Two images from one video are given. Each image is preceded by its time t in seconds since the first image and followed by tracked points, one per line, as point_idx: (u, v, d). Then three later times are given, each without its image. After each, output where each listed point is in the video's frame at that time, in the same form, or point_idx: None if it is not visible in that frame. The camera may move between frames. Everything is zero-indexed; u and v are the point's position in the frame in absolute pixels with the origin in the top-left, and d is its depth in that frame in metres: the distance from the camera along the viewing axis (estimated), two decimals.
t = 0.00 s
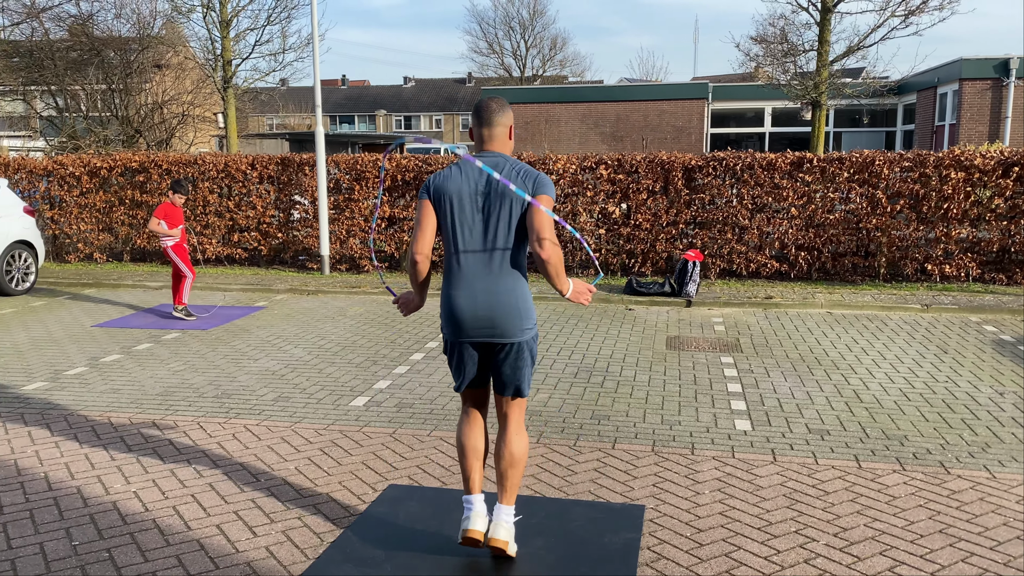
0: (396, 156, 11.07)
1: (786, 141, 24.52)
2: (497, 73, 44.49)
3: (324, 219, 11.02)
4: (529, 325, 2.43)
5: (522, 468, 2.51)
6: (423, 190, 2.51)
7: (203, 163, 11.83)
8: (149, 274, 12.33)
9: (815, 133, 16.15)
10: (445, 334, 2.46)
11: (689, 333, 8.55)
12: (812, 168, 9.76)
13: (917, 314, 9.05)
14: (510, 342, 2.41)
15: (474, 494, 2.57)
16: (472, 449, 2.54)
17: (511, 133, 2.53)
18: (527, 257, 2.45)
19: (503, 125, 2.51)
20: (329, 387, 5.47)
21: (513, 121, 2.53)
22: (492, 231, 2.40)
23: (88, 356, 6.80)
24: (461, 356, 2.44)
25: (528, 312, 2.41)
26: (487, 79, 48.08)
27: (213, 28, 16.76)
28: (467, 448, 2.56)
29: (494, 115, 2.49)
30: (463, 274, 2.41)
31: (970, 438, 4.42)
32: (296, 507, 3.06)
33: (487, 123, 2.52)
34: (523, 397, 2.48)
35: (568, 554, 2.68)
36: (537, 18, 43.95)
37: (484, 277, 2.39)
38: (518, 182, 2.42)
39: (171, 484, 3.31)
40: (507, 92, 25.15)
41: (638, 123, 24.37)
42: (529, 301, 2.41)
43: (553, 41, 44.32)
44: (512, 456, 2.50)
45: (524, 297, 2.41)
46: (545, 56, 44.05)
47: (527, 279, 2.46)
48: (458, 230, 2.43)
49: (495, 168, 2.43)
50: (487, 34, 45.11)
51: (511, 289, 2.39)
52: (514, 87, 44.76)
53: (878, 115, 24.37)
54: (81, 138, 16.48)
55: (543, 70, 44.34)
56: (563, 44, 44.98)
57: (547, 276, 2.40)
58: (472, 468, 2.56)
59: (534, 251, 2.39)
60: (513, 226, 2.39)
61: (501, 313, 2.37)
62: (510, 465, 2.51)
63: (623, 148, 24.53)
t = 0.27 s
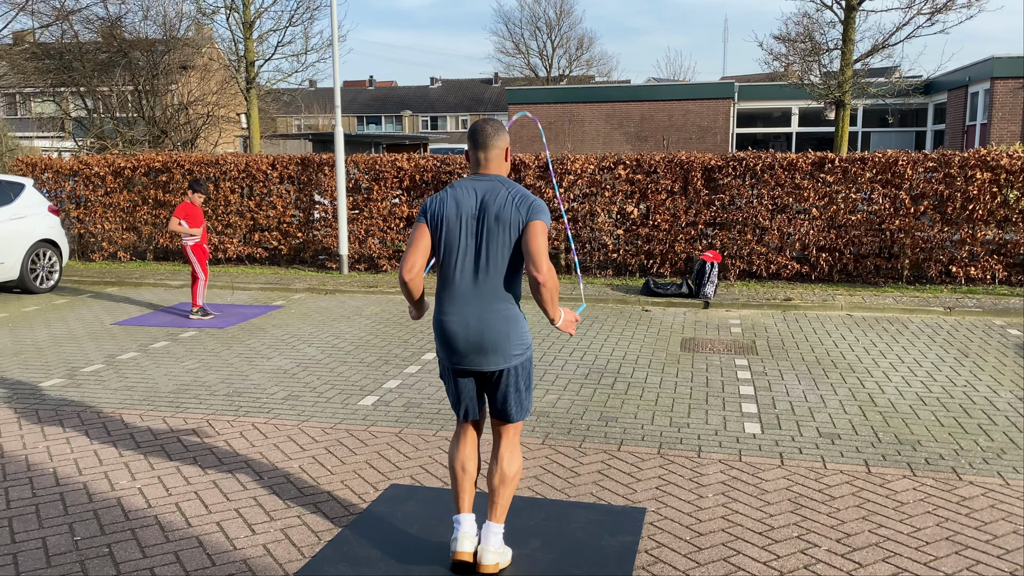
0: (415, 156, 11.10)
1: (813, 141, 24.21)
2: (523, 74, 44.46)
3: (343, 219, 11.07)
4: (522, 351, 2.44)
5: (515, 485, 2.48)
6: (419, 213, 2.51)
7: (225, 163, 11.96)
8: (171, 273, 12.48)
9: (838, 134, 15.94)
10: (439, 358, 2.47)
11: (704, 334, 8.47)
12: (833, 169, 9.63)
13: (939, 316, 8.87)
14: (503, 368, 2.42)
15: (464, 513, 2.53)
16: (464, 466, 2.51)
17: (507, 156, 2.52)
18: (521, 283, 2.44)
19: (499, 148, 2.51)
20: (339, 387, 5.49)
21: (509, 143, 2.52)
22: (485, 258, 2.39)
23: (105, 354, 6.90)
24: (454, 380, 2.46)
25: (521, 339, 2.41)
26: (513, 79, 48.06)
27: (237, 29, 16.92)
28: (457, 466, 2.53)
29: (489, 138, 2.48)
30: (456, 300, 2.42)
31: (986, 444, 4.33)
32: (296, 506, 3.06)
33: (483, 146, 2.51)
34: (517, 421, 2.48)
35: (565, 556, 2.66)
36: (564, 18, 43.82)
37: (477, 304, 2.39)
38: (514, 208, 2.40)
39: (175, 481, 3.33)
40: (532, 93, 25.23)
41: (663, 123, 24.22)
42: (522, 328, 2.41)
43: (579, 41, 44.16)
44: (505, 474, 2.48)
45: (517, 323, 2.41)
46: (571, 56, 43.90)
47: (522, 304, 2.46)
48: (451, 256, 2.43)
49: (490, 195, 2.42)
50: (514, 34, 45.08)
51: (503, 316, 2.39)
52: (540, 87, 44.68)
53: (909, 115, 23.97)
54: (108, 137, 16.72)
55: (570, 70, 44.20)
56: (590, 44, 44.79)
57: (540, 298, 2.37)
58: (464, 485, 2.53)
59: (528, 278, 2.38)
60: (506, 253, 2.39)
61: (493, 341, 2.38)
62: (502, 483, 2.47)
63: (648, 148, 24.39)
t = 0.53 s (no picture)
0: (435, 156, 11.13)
1: (843, 140, 23.86)
2: (551, 73, 44.41)
3: (363, 218, 11.11)
4: (513, 314, 2.44)
5: (507, 458, 2.50)
6: (414, 173, 2.51)
7: (247, 163, 12.09)
8: (194, 271, 12.64)
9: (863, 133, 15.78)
10: (431, 319, 2.48)
11: (721, 335, 8.39)
12: (856, 168, 9.49)
13: (964, 318, 8.69)
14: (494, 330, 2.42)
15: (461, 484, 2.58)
16: (456, 439, 2.55)
17: (504, 119, 2.50)
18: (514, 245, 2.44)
19: (494, 112, 2.50)
20: (350, 384, 5.52)
21: (506, 108, 2.51)
22: (479, 217, 2.39)
23: (125, 350, 7.01)
24: (445, 341, 2.47)
25: (512, 302, 2.42)
26: (541, 79, 48.06)
27: (261, 29, 17.05)
28: (450, 436, 2.57)
29: (485, 102, 2.48)
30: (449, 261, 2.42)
31: (1003, 448, 4.24)
32: (300, 501, 3.09)
33: (477, 109, 2.50)
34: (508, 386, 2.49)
35: (562, 556, 2.65)
36: (593, 17, 43.65)
37: (469, 265, 2.40)
38: (508, 168, 2.40)
39: (183, 476, 3.38)
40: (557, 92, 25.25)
41: (689, 122, 24.10)
42: (513, 289, 2.42)
43: (607, 40, 43.97)
44: (497, 447, 2.50)
45: (509, 285, 2.41)
46: (599, 55, 43.73)
47: (514, 266, 2.46)
48: (444, 216, 2.43)
49: (485, 154, 2.42)
50: (543, 33, 45.03)
51: (495, 276, 2.39)
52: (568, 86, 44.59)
53: (942, 114, 23.53)
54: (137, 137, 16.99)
55: (598, 69, 44.03)
56: (618, 42, 44.60)
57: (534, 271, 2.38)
58: (457, 458, 2.57)
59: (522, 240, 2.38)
60: (500, 214, 2.39)
61: (484, 302, 2.38)
62: (496, 457, 2.50)
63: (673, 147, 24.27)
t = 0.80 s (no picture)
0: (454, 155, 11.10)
1: (873, 140, 23.53)
2: (578, 72, 44.35)
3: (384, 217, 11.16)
4: (508, 320, 2.44)
5: (498, 453, 2.50)
6: (408, 184, 2.54)
7: (271, 162, 12.22)
8: (218, 269, 12.79)
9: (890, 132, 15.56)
10: (427, 327, 2.49)
11: (738, 336, 8.32)
12: (880, 168, 9.34)
13: (988, 321, 8.53)
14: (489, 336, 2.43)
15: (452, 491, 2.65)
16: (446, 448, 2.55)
17: (497, 128, 2.53)
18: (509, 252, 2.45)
19: (487, 121, 2.52)
20: (364, 382, 5.57)
21: (498, 116, 2.53)
22: (472, 225, 2.41)
23: (144, 347, 7.12)
24: (441, 349, 2.47)
25: (507, 307, 2.42)
26: (568, 79, 48.00)
27: (287, 30, 17.20)
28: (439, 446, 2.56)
29: (478, 110, 2.51)
30: (444, 269, 2.44)
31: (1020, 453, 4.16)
32: (305, 497, 3.12)
33: (471, 118, 2.54)
34: (503, 390, 2.49)
35: (560, 556, 2.65)
36: (621, 16, 43.49)
37: (463, 272, 2.41)
38: (499, 175, 2.42)
39: (192, 471, 3.43)
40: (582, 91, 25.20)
41: (715, 122, 23.98)
42: (508, 294, 2.42)
43: (635, 39, 43.77)
44: (489, 444, 2.50)
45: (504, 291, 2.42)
46: (627, 54, 43.56)
47: (509, 273, 2.47)
48: (438, 225, 2.45)
49: (477, 162, 2.44)
50: (570, 32, 44.97)
51: (489, 282, 2.40)
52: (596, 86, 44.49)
53: (975, 112, 23.08)
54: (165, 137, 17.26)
55: (626, 68, 43.87)
56: (646, 41, 44.38)
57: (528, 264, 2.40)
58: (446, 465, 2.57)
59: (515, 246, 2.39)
60: (493, 221, 2.40)
61: (479, 308, 2.39)
62: (486, 451, 2.50)
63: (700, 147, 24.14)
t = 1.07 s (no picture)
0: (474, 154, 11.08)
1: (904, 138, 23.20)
2: (607, 71, 44.24)
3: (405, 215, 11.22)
4: (504, 344, 2.47)
5: (493, 472, 2.50)
6: (404, 210, 2.56)
7: (294, 161, 12.35)
8: (241, 266, 12.94)
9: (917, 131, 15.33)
10: (426, 350, 2.54)
11: (756, 336, 8.24)
12: (904, 167, 9.19)
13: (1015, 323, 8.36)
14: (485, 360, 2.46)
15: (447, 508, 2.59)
16: (441, 463, 2.56)
17: (491, 153, 2.56)
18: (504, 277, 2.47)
19: (482, 144, 2.55)
20: (377, 379, 5.62)
21: (493, 139, 2.56)
22: (466, 253, 2.43)
23: (164, 342, 7.24)
24: (439, 372, 2.51)
25: (503, 332, 2.45)
26: (596, 77, 47.88)
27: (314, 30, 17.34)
28: (436, 458, 2.57)
29: (472, 134, 2.53)
30: (439, 295, 2.47)
31: None
32: (310, 492, 3.16)
33: (465, 141, 2.56)
34: (501, 412, 2.52)
35: (559, 554, 2.66)
36: (650, 14, 43.29)
37: (458, 298, 2.44)
38: (492, 200, 2.43)
39: (202, 464, 3.49)
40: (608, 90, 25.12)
41: (743, 120, 23.82)
42: (504, 320, 2.45)
43: (665, 37, 43.53)
44: (484, 461, 2.51)
45: (499, 316, 2.44)
46: (657, 53, 43.34)
47: (505, 297, 2.49)
48: (434, 252, 2.48)
49: (470, 188, 2.46)
50: (599, 31, 44.87)
51: (484, 309, 2.43)
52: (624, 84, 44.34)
53: (1011, 111, 22.63)
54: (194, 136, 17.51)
55: (655, 67, 43.64)
56: (676, 39, 44.12)
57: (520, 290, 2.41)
58: (442, 480, 2.58)
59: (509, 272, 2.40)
60: (486, 247, 2.42)
61: (474, 334, 2.42)
62: (480, 469, 2.51)
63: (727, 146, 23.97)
